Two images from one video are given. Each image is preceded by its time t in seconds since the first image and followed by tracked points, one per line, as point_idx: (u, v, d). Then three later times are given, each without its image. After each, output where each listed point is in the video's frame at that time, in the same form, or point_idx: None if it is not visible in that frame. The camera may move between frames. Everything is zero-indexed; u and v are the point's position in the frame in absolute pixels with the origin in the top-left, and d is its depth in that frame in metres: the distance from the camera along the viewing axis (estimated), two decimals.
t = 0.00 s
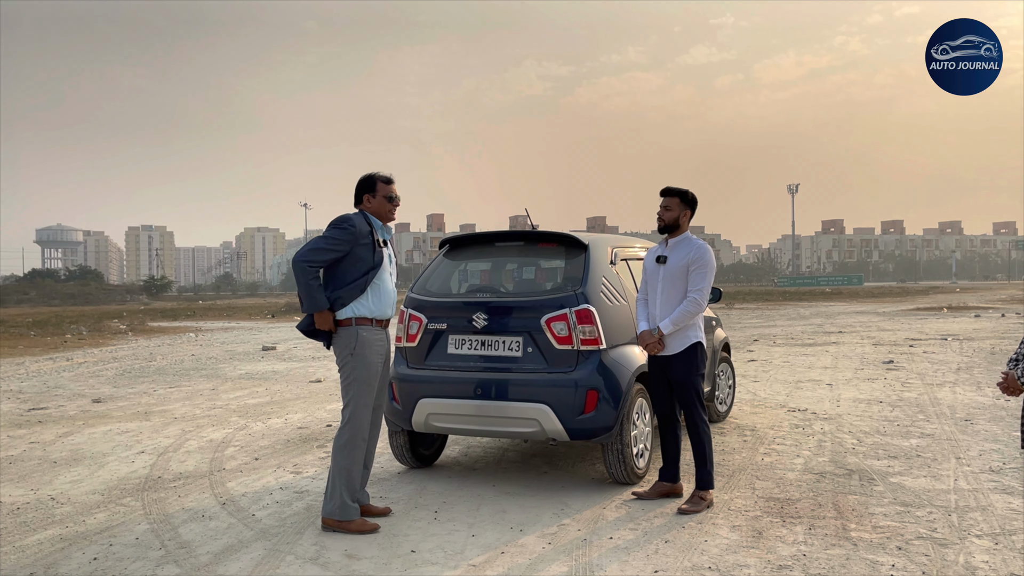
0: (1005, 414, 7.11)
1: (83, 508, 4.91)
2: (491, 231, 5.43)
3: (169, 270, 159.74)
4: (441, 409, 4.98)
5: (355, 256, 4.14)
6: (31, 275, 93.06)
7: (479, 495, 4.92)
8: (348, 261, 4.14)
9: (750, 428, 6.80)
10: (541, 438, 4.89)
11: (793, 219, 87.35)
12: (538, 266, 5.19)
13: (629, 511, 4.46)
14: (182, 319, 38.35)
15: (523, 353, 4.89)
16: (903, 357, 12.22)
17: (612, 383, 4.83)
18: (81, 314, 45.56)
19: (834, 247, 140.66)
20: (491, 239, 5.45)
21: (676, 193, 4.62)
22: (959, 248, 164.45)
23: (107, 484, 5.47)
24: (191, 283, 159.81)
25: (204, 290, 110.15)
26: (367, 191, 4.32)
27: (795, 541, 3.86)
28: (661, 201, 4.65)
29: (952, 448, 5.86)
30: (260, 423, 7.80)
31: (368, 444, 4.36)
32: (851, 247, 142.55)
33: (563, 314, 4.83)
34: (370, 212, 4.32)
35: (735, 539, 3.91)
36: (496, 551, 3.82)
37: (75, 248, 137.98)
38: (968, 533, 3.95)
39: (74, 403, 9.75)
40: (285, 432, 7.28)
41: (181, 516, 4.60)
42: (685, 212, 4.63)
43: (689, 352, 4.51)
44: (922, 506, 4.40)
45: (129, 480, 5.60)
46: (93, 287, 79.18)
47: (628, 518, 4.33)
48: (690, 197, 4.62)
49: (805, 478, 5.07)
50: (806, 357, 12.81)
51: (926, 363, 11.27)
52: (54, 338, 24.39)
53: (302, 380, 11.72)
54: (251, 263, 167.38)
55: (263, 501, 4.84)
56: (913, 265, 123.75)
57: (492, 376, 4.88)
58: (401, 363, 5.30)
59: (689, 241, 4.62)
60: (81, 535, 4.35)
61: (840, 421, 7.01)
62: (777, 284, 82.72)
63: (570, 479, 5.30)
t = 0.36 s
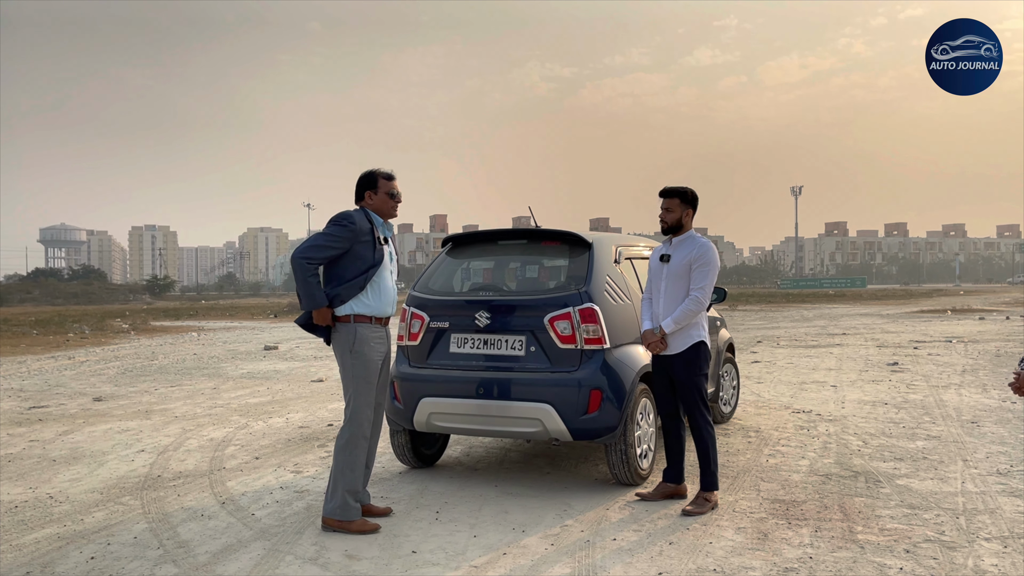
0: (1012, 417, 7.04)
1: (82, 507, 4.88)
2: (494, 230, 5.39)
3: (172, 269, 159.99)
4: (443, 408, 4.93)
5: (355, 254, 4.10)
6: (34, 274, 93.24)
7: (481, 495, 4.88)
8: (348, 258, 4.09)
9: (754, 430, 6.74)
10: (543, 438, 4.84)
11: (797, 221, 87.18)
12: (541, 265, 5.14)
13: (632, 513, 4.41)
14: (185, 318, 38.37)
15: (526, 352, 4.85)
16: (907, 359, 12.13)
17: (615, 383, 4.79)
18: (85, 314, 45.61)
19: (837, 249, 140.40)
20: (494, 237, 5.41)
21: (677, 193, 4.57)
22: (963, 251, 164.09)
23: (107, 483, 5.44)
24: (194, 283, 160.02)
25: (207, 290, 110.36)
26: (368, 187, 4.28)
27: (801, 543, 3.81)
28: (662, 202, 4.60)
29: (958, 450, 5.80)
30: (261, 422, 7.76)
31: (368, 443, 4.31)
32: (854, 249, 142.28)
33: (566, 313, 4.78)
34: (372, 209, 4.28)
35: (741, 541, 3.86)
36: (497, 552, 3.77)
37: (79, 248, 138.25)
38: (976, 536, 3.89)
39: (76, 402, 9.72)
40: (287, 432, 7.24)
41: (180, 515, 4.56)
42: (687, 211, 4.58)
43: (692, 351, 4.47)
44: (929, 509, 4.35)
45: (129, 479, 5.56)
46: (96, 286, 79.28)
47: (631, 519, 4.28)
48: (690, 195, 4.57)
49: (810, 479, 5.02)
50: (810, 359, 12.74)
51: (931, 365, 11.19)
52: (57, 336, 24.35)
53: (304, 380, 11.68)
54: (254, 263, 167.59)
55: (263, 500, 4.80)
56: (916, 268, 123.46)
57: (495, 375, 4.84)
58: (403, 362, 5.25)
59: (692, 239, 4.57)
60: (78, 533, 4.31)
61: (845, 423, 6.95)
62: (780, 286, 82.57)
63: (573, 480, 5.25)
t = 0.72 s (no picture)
0: (1016, 418, 6.99)
1: (78, 504, 4.84)
2: (494, 227, 5.35)
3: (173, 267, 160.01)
4: (443, 406, 4.89)
5: (356, 250, 4.05)
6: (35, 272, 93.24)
7: (481, 494, 4.84)
8: (348, 256, 4.05)
9: (756, 429, 6.70)
10: (543, 437, 4.80)
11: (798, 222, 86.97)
12: (542, 262, 5.10)
13: (634, 512, 4.38)
14: (185, 316, 38.32)
15: (527, 349, 4.81)
16: (909, 359, 12.07)
17: (617, 381, 4.74)
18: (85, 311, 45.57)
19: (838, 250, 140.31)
20: (495, 234, 5.37)
21: (681, 187, 4.54)
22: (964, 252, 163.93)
23: (104, 480, 5.40)
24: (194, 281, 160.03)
25: (207, 288, 110.37)
26: (367, 181, 4.25)
27: (804, 543, 3.77)
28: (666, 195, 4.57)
29: (961, 450, 5.76)
30: (260, 420, 7.72)
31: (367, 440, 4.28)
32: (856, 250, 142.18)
33: (568, 310, 4.74)
34: (371, 203, 4.25)
35: (743, 541, 3.83)
36: (498, 550, 3.73)
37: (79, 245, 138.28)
38: (981, 537, 3.85)
39: (74, 399, 9.68)
40: (286, 429, 7.20)
41: (177, 513, 4.52)
42: (689, 206, 4.55)
43: (693, 349, 4.43)
44: (933, 509, 4.31)
45: (126, 476, 5.53)
46: (97, 284, 79.34)
47: (633, 518, 4.24)
48: (694, 190, 4.54)
49: (812, 479, 4.98)
50: (811, 359, 12.68)
51: (933, 365, 11.13)
52: (56, 333, 24.31)
53: (303, 378, 11.64)
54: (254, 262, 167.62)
55: (261, 498, 4.76)
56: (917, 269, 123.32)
57: (495, 373, 4.80)
58: (403, 359, 5.21)
59: (692, 235, 4.53)
60: (74, 530, 4.27)
61: (848, 423, 6.90)
62: (781, 286, 82.45)
63: (573, 479, 5.22)
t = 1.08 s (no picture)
0: (1016, 416, 6.99)
1: (76, 498, 4.82)
2: (495, 222, 5.32)
3: (173, 263, 160.00)
4: (443, 401, 4.87)
5: (358, 244, 4.04)
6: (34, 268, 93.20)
7: (480, 489, 4.82)
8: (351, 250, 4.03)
9: (757, 426, 6.68)
10: (543, 432, 4.78)
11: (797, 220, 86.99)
12: (543, 257, 5.07)
13: (634, 508, 4.36)
14: (185, 312, 38.35)
15: (527, 345, 4.78)
16: (909, 358, 12.08)
17: (617, 376, 4.72)
18: (85, 307, 45.59)
19: (838, 248, 140.34)
20: (496, 229, 5.34)
21: (684, 182, 4.52)
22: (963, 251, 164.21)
23: (102, 474, 5.38)
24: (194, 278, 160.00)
25: (207, 285, 110.34)
26: (360, 172, 4.21)
27: (806, 540, 3.74)
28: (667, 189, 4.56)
29: (962, 448, 5.74)
30: (259, 415, 7.70)
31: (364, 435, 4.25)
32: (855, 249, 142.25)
33: (568, 305, 4.72)
34: (365, 195, 4.21)
35: (744, 538, 3.80)
36: (497, 546, 3.71)
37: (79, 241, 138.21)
38: (983, 534, 3.83)
39: (73, 394, 9.67)
40: (285, 425, 7.18)
41: (175, 507, 4.50)
42: (691, 201, 4.52)
43: (692, 345, 4.40)
44: (935, 506, 4.29)
45: (125, 470, 5.51)
46: (97, 280, 79.30)
47: (633, 514, 4.22)
48: (697, 186, 4.52)
49: (813, 476, 4.96)
50: (812, 357, 12.69)
51: (933, 363, 11.14)
52: (57, 329, 24.33)
53: (303, 374, 11.62)
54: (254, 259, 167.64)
55: (260, 493, 4.74)
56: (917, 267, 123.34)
57: (495, 368, 4.77)
58: (402, 355, 5.18)
59: (694, 230, 4.50)
60: (71, 525, 4.25)
61: (849, 420, 6.89)
62: (780, 285, 82.47)
63: (573, 475, 5.19)
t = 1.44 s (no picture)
0: (1016, 411, 7.00)
1: (76, 490, 4.82)
2: (495, 216, 5.31)
3: (172, 258, 159.87)
4: (442, 395, 4.86)
5: (364, 241, 4.08)
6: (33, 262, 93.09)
7: (480, 483, 4.82)
8: (360, 249, 4.07)
9: (756, 421, 6.68)
10: (543, 426, 4.77)
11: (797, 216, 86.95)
12: (543, 250, 5.06)
13: (633, 501, 4.36)
14: (184, 307, 38.33)
15: (527, 339, 4.78)
16: (908, 354, 12.10)
17: (617, 370, 4.72)
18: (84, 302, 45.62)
19: (837, 245, 140.35)
20: (496, 223, 5.33)
21: (684, 176, 4.51)
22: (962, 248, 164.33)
23: (101, 467, 5.38)
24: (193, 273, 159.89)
25: (206, 280, 110.24)
26: (353, 165, 4.19)
27: (805, 533, 3.75)
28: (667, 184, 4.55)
29: (962, 443, 5.75)
30: (259, 409, 7.70)
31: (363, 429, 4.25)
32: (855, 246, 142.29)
33: (568, 299, 4.71)
34: (358, 187, 4.20)
35: (744, 531, 3.81)
36: (497, 539, 3.71)
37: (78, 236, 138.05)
38: (983, 528, 3.84)
39: (72, 387, 9.66)
40: (284, 419, 7.18)
41: (175, 500, 4.50)
42: (691, 196, 4.51)
43: (690, 338, 4.40)
44: (934, 501, 4.29)
45: (124, 463, 5.50)
46: (96, 275, 79.21)
47: (633, 508, 4.22)
48: (697, 180, 4.51)
49: (813, 471, 4.96)
50: (811, 352, 12.70)
51: (933, 359, 11.16)
52: (55, 324, 24.28)
53: (303, 368, 11.63)
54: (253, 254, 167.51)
55: (259, 486, 4.74)
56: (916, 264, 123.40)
57: (496, 362, 4.77)
58: (402, 348, 5.18)
59: (694, 224, 4.50)
60: (71, 517, 4.25)
61: (848, 415, 6.90)
62: (780, 281, 82.49)
63: (573, 469, 5.20)
